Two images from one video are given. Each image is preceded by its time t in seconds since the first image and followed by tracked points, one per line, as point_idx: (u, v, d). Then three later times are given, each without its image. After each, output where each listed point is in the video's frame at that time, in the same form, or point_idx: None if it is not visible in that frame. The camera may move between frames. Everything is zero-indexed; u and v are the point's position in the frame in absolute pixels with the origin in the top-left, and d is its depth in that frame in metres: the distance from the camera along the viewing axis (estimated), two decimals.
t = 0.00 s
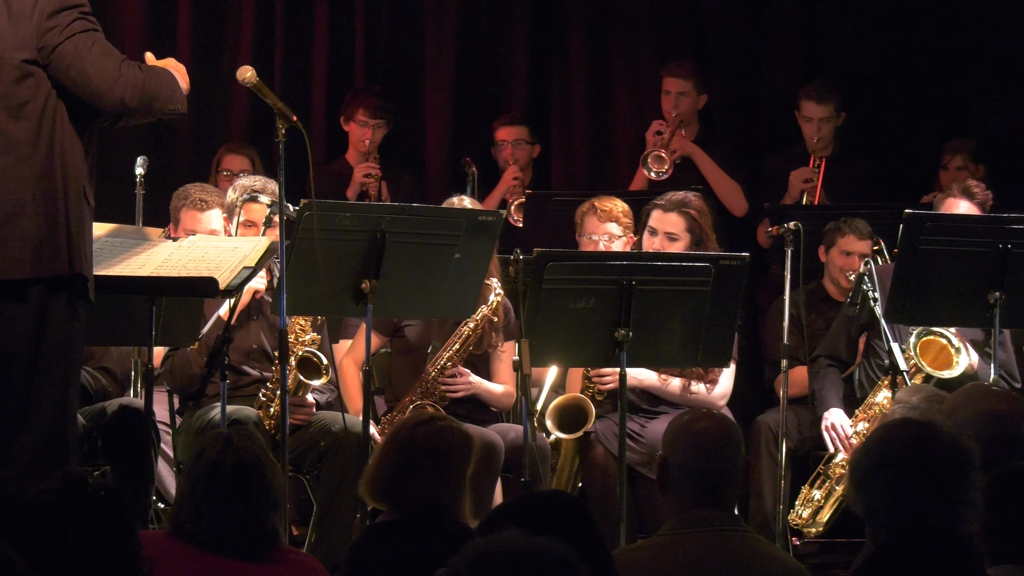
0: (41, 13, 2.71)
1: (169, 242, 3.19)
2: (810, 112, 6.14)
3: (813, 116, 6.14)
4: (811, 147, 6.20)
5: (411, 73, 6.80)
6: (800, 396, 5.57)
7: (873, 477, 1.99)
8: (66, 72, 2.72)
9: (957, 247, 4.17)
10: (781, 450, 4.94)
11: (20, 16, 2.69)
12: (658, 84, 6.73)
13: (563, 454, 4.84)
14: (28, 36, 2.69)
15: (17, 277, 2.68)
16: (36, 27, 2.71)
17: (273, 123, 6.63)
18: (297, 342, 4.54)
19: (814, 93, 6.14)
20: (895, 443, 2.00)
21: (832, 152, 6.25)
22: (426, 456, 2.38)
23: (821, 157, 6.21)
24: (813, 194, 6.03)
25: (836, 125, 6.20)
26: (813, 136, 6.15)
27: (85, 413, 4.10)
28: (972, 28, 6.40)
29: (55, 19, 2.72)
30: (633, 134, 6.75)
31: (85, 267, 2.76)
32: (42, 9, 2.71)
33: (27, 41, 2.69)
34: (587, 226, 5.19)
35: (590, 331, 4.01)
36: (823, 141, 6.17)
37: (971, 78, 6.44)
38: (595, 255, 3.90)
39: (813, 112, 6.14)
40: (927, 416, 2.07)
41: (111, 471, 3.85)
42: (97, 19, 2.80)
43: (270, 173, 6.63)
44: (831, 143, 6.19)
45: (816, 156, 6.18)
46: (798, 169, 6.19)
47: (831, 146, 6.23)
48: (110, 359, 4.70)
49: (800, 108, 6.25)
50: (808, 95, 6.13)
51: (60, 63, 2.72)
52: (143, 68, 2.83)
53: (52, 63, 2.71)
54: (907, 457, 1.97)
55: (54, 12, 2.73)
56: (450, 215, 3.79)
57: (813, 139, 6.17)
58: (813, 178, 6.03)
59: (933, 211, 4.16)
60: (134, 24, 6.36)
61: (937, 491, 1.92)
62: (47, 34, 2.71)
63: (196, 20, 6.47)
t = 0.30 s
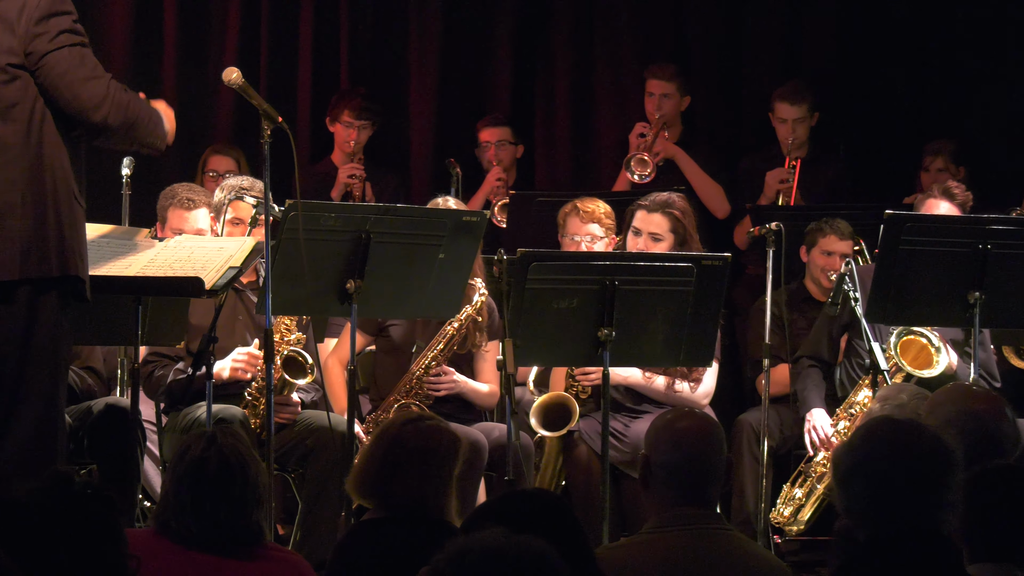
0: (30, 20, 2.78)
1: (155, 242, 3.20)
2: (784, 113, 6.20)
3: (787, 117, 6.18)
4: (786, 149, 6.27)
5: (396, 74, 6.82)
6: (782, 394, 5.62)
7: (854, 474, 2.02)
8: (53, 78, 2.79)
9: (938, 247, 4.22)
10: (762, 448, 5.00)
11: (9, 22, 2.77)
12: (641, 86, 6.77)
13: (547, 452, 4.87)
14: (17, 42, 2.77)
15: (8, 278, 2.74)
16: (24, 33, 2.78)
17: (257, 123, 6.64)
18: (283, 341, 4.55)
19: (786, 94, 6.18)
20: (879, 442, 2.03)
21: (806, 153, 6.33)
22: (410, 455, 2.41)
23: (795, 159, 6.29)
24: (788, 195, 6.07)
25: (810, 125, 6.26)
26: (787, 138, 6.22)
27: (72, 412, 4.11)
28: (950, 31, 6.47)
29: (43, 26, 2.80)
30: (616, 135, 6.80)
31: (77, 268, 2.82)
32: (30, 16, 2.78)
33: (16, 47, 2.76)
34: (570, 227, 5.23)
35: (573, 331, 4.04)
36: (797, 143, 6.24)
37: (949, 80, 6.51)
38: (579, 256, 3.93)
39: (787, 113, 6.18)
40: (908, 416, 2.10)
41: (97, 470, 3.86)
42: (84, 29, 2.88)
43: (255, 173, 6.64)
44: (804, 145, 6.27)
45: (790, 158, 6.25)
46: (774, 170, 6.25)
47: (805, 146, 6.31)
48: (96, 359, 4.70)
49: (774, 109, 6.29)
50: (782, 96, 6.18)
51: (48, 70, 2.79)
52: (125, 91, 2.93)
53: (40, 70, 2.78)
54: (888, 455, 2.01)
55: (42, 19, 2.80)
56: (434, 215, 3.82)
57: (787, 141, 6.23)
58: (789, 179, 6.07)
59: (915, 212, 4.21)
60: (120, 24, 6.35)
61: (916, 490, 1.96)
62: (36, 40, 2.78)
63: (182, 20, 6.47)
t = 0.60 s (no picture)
0: (28, 21, 2.79)
1: (144, 241, 3.22)
2: (765, 115, 6.24)
3: (768, 119, 6.23)
4: (767, 150, 6.31)
5: (384, 75, 6.83)
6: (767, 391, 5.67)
7: (850, 471, 2.02)
8: (49, 80, 2.81)
9: (922, 247, 4.26)
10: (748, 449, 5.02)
11: (6, 23, 2.78)
12: (628, 88, 6.81)
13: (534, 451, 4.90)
14: (13, 43, 2.78)
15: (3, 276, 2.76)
16: (22, 34, 2.79)
17: (247, 123, 6.66)
18: (272, 341, 4.57)
19: (768, 96, 6.22)
20: (867, 439, 2.05)
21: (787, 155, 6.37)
22: (397, 453, 2.43)
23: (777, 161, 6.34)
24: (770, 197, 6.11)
25: (791, 127, 6.30)
26: (767, 140, 6.26)
27: (63, 410, 4.13)
28: (933, 32, 6.51)
29: (40, 28, 2.81)
30: (603, 136, 6.83)
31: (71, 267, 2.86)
32: (28, 18, 2.79)
33: (13, 48, 2.78)
34: (556, 227, 5.26)
35: (560, 331, 4.07)
36: (778, 146, 6.29)
37: (934, 82, 6.55)
38: (566, 256, 3.96)
39: (768, 116, 6.23)
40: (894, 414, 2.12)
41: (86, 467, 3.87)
42: (79, 33, 2.90)
43: (244, 173, 6.66)
44: (786, 146, 6.30)
45: (771, 159, 6.31)
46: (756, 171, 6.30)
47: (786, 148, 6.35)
48: (87, 358, 4.72)
49: (755, 112, 6.33)
50: (762, 98, 6.22)
51: (45, 72, 2.81)
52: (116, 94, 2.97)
53: (37, 72, 2.80)
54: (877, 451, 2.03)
55: (39, 21, 2.81)
56: (422, 215, 3.83)
57: (768, 143, 6.28)
58: (770, 181, 6.09)
59: (899, 212, 4.26)
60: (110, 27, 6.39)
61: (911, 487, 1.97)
62: (33, 42, 2.79)
63: (172, 21, 6.49)
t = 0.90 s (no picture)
0: (26, 23, 2.82)
1: (134, 240, 3.24)
2: (751, 116, 6.28)
3: (754, 120, 6.27)
4: (753, 151, 6.36)
5: (372, 75, 6.85)
6: (753, 390, 5.71)
7: (836, 471, 2.05)
8: (45, 81, 2.83)
9: (906, 246, 4.31)
10: (734, 447, 5.05)
11: (4, 24, 2.80)
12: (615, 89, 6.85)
13: (522, 449, 4.93)
14: (11, 44, 2.80)
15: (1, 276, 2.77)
16: (19, 36, 2.82)
17: (236, 124, 6.68)
18: (261, 340, 4.59)
19: (755, 97, 6.26)
20: (854, 437, 2.07)
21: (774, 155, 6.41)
22: (385, 451, 2.45)
23: (764, 160, 6.38)
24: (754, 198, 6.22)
25: (778, 128, 6.34)
26: (755, 140, 6.30)
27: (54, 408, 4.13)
28: (917, 34, 6.56)
29: (38, 30, 2.84)
30: (591, 137, 6.87)
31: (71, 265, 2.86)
32: (26, 20, 2.82)
33: (10, 49, 2.80)
34: (544, 226, 5.28)
35: (548, 330, 4.10)
36: (765, 146, 6.33)
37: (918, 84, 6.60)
38: (554, 255, 3.98)
39: (754, 117, 6.27)
40: (880, 413, 2.15)
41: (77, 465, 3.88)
42: (76, 37, 2.93)
43: (233, 174, 6.69)
44: (773, 147, 6.34)
45: (758, 160, 6.35)
46: (742, 172, 6.37)
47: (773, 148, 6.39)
48: (77, 357, 4.73)
49: (742, 112, 6.38)
50: (750, 99, 6.26)
51: (41, 73, 2.83)
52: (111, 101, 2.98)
53: (34, 73, 2.82)
54: (862, 448, 2.05)
55: (37, 23, 2.84)
56: (410, 215, 3.86)
57: (755, 143, 6.33)
58: (755, 182, 6.19)
59: (884, 213, 4.30)
60: (102, 29, 6.43)
61: (900, 485, 1.99)
62: (31, 44, 2.82)
63: (162, 23, 6.54)
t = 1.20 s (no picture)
0: (12, 19, 2.87)
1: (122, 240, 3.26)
2: (738, 117, 6.31)
3: (741, 122, 6.29)
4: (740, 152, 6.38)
5: (359, 76, 6.87)
6: (738, 388, 5.75)
7: (820, 471, 2.07)
8: (29, 74, 2.85)
9: (888, 246, 4.36)
10: (719, 445, 5.10)
11: None
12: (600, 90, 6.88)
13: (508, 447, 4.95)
14: None
15: None
16: (7, 31, 2.86)
17: (224, 125, 6.70)
18: (248, 339, 4.60)
19: (741, 98, 6.30)
20: (839, 435, 2.10)
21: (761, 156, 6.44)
22: (372, 447, 2.48)
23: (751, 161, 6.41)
24: (741, 200, 6.22)
25: (765, 129, 6.38)
26: (742, 141, 6.31)
27: (43, 407, 4.13)
28: (900, 36, 6.61)
29: (24, 25, 2.88)
30: (577, 138, 6.89)
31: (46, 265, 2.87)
32: (12, 16, 2.87)
33: None
34: (530, 226, 5.30)
35: (534, 328, 4.12)
36: (752, 146, 6.35)
37: (902, 85, 6.65)
38: (539, 255, 4.01)
39: (741, 118, 6.30)
40: (864, 413, 2.18)
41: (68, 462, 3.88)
42: (63, 36, 2.95)
43: (221, 174, 6.70)
44: (760, 148, 6.36)
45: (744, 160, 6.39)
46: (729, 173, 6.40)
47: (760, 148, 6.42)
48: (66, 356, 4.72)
49: (729, 114, 6.41)
50: (736, 101, 6.30)
51: (26, 66, 2.86)
52: (100, 101, 2.95)
53: (18, 67, 2.86)
54: (845, 447, 2.08)
55: (24, 19, 2.88)
56: (397, 215, 3.87)
57: (741, 144, 6.35)
58: (742, 184, 6.20)
59: (867, 213, 4.35)
60: (92, 30, 6.46)
61: (881, 484, 2.02)
62: (16, 38, 2.86)
63: (151, 24, 6.56)
